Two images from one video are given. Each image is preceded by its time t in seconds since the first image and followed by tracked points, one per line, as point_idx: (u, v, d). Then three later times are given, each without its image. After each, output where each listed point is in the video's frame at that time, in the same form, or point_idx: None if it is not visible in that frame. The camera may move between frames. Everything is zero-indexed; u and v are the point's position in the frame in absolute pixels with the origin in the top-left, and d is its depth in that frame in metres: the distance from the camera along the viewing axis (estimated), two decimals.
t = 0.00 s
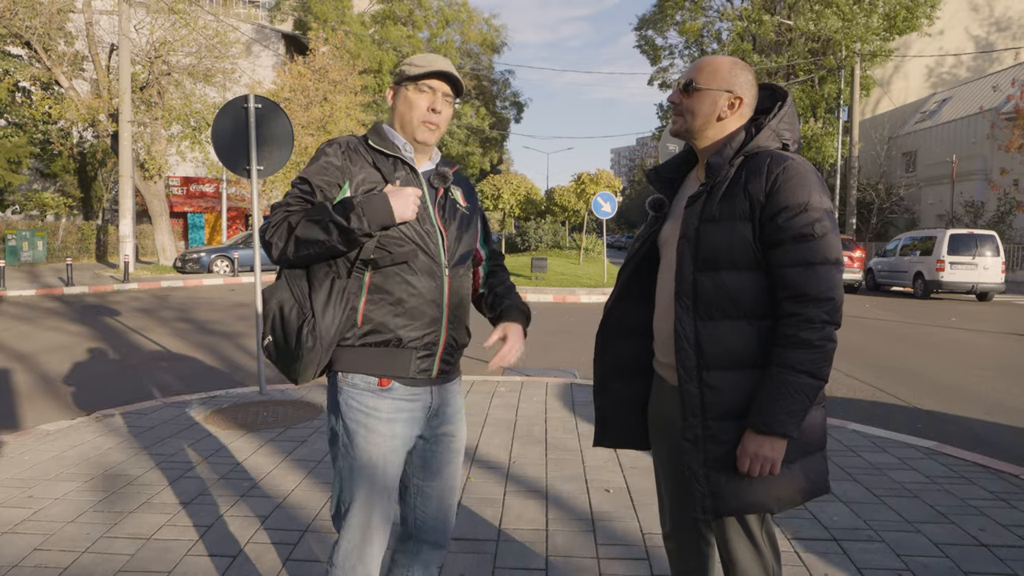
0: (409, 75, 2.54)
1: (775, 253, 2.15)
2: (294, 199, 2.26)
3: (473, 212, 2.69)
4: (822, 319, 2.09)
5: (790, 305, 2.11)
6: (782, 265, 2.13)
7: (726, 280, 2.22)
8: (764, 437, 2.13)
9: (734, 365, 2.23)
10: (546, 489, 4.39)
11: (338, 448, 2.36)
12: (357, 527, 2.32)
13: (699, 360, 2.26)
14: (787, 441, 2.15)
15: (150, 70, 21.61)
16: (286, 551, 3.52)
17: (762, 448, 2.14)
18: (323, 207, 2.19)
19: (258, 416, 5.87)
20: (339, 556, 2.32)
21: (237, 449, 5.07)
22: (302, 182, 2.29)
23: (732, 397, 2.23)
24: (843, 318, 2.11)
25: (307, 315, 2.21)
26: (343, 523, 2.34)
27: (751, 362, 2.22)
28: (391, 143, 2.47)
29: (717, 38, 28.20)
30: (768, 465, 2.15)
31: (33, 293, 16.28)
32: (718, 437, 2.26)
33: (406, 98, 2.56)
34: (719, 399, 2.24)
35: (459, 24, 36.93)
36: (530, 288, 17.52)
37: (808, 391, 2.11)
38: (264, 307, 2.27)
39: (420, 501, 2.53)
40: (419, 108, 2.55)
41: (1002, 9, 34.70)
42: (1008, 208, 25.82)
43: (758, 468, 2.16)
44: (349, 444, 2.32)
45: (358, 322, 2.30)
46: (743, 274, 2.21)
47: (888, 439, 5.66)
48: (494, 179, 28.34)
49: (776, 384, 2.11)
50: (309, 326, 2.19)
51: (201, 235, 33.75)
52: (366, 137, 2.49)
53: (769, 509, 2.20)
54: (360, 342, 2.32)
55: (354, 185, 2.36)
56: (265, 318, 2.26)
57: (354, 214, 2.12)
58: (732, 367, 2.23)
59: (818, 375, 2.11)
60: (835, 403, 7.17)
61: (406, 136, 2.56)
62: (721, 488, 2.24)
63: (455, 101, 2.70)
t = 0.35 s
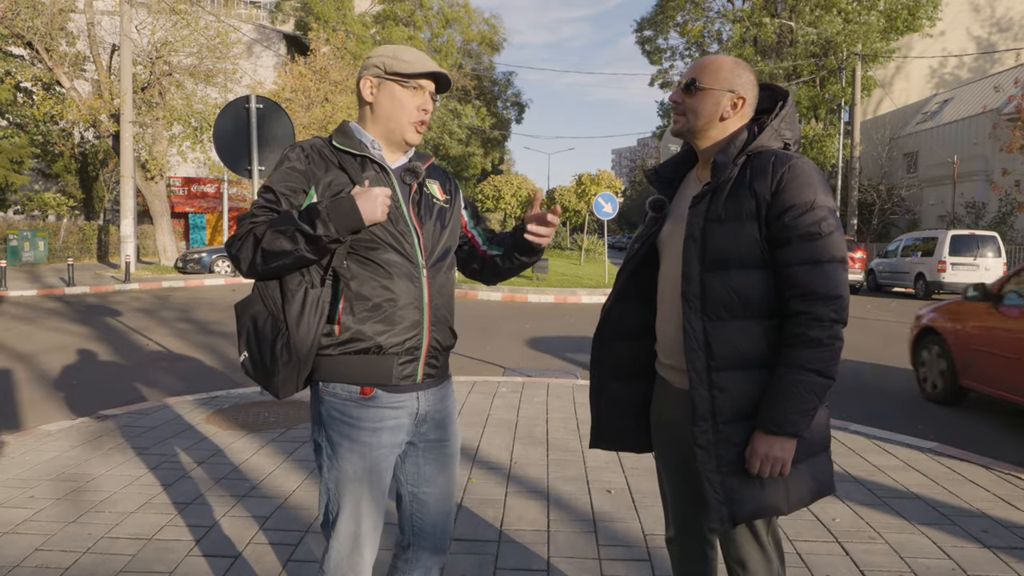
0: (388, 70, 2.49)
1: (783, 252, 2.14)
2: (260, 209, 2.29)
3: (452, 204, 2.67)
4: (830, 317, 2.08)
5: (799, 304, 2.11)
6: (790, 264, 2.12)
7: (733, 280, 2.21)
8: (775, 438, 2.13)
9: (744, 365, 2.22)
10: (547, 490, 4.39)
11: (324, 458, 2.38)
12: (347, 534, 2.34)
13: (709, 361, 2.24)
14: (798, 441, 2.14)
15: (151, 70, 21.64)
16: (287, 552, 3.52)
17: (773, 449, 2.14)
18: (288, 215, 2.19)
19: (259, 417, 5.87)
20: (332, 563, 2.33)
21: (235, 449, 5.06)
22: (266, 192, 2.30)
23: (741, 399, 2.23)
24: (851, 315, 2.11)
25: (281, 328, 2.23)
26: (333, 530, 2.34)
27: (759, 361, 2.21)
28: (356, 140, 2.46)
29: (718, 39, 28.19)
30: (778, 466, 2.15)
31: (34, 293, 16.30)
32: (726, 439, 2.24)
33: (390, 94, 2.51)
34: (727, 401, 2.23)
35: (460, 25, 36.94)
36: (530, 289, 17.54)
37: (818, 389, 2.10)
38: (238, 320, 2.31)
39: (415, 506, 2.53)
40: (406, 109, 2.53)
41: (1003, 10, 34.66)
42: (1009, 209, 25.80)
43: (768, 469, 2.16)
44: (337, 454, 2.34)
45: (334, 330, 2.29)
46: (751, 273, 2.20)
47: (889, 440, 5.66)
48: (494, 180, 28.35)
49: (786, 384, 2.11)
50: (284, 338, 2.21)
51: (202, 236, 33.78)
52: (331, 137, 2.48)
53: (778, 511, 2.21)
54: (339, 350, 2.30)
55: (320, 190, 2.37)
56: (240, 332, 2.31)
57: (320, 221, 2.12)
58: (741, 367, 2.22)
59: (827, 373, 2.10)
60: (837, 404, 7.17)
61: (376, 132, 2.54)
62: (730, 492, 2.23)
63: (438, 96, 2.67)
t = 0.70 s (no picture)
0: (371, 68, 2.45)
1: (786, 251, 2.13)
2: (245, 222, 2.27)
3: (438, 200, 2.64)
4: (832, 318, 2.08)
5: (802, 303, 2.10)
6: (792, 263, 2.12)
7: (735, 280, 2.21)
8: (775, 438, 2.12)
9: (746, 365, 2.21)
10: (548, 491, 4.37)
11: (316, 458, 2.38)
12: (340, 532, 2.34)
13: (710, 361, 2.23)
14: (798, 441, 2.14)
15: (151, 71, 21.66)
16: (288, 553, 3.51)
17: (773, 449, 2.12)
18: (276, 231, 2.15)
19: (260, 418, 5.87)
20: (323, 559, 2.34)
21: (234, 450, 5.05)
22: (250, 204, 2.28)
23: (742, 398, 2.22)
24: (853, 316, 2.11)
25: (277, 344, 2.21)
26: (326, 528, 2.35)
27: (761, 361, 2.21)
28: (339, 143, 2.41)
29: (718, 40, 28.19)
30: (777, 466, 2.14)
31: (34, 294, 16.30)
32: (728, 439, 2.23)
33: (376, 92, 2.47)
34: (728, 401, 2.22)
35: (459, 25, 36.95)
36: (530, 289, 17.55)
37: (819, 390, 2.10)
38: (227, 335, 2.29)
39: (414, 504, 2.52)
40: (393, 106, 2.49)
41: (1004, 9, 34.62)
42: (1009, 209, 25.79)
43: (767, 468, 2.15)
44: (329, 453, 2.34)
45: (328, 341, 2.28)
46: (754, 273, 2.19)
47: (891, 441, 5.65)
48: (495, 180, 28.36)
49: (788, 384, 2.10)
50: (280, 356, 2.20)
51: (203, 236, 33.80)
52: (313, 137, 2.42)
53: (779, 510, 2.20)
54: (337, 360, 2.31)
55: (306, 199, 2.34)
56: (230, 347, 2.29)
57: (312, 239, 2.10)
58: (743, 367, 2.21)
59: (828, 373, 2.10)
60: (837, 404, 7.16)
61: (358, 131, 2.51)
62: (732, 492, 2.22)
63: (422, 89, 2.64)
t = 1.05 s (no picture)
0: (380, 69, 2.45)
1: (782, 252, 2.12)
2: (260, 223, 2.27)
3: (451, 205, 2.67)
4: (829, 320, 2.07)
5: (798, 305, 2.08)
6: (789, 265, 2.10)
7: (730, 281, 2.20)
8: (768, 440, 2.11)
9: (741, 366, 2.20)
10: (548, 492, 4.36)
11: (326, 456, 2.38)
12: (348, 528, 2.35)
13: (705, 362, 2.23)
14: (792, 443, 2.13)
15: (150, 71, 21.64)
16: (286, 554, 3.49)
17: (766, 450, 2.12)
18: (290, 231, 2.17)
19: (259, 418, 5.85)
20: (329, 554, 2.35)
21: (234, 450, 5.04)
22: (265, 205, 2.29)
23: (736, 399, 2.21)
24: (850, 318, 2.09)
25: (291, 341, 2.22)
26: (332, 525, 2.35)
27: (758, 363, 2.20)
28: (354, 146, 2.44)
29: (716, 40, 28.19)
30: (770, 467, 2.13)
31: (33, 295, 16.29)
32: (721, 440, 2.23)
33: (387, 94, 2.47)
34: (723, 402, 2.21)
35: (458, 25, 36.93)
36: (529, 289, 17.54)
37: (815, 392, 2.09)
38: (243, 332, 2.29)
39: (424, 502, 2.53)
40: (404, 107, 2.49)
41: (1003, 10, 34.62)
42: (1008, 209, 25.81)
43: (761, 469, 2.14)
44: (340, 451, 2.35)
45: (341, 340, 2.30)
46: (749, 274, 2.19)
47: (891, 441, 5.65)
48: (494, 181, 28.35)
49: (784, 386, 2.09)
50: (292, 354, 2.22)
51: (201, 236, 33.77)
52: (328, 142, 2.45)
53: (774, 511, 2.19)
54: (351, 358, 2.32)
55: (321, 201, 2.35)
56: (246, 344, 2.29)
57: (324, 239, 2.11)
58: (738, 369, 2.20)
59: (824, 376, 2.09)
60: (837, 404, 7.16)
61: (372, 135, 2.53)
62: (724, 492, 2.22)
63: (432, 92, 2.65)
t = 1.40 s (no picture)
0: (433, 80, 2.53)
1: (774, 253, 2.12)
2: (311, 217, 2.31)
3: (489, 213, 2.70)
4: (821, 321, 2.06)
5: (790, 306, 2.08)
6: (781, 265, 2.10)
7: (724, 282, 2.19)
8: (758, 441, 2.11)
9: (735, 366, 2.20)
10: (548, 492, 4.36)
11: (361, 444, 2.44)
12: (375, 516, 2.41)
13: (698, 361, 2.23)
14: (783, 444, 2.12)
15: (149, 71, 21.63)
16: (286, 554, 3.49)
17: (756, 451, 2.12)
18: (338, 225, 2.22)
19: (259, 419, 5.84)
20: (361, 540, 2.42)
21: (236, 450, 5.04)
22: (317, 200, 2.34)
23: (731, 399, 2.21)
24: (842, 318, 2.08)
25: (328, 328, 2.27)
26: (363, 512, 2.42)
27: (751, 364, 2.19)
28: (401, 151, 2.50)
29: (716, 41, 28.20)
30: (760, 466, 2.13)
31: (33, 295, 16.29)
32: (713, 439, 2.23)
33: (445, 103, 2.55)
34: (715, 401, 2.22)
35: (457, 25, 36.94)
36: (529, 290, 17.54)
37: (807, 395, 2.08)
38: (290, 321, 2.33)
39: (447, 492, 2.54)
40: (458, 118, 2.57)
41: (1003, 10, 34.60)
42: (1007, 210, 25.82)
43: (752, 468, 2.14)
44: (373, 441, 2.40)
45: (379, 332, 2.35)
46: (742, 274, 2.18)
47: (890, 441, 5.65)
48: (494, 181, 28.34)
49: (774, 388, 2.08)
50: (331, 341, 2.25)
51: (200, 237, 33.75)
52: (378, 147, 2.51)
53: (767, 512, 2.17)
54: (386, 350, 2.37)
55: (367, 200, 2.40)
56: (292, 332, 2.33)
57: (367, 232, 2.15)
58: (731, 370, 2.20)
59: (815, 378, 2.08)
60: (836, 405, 7.15)
61: (421, 142, 2.59)
62: (715, 490, 2.22)
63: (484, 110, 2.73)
